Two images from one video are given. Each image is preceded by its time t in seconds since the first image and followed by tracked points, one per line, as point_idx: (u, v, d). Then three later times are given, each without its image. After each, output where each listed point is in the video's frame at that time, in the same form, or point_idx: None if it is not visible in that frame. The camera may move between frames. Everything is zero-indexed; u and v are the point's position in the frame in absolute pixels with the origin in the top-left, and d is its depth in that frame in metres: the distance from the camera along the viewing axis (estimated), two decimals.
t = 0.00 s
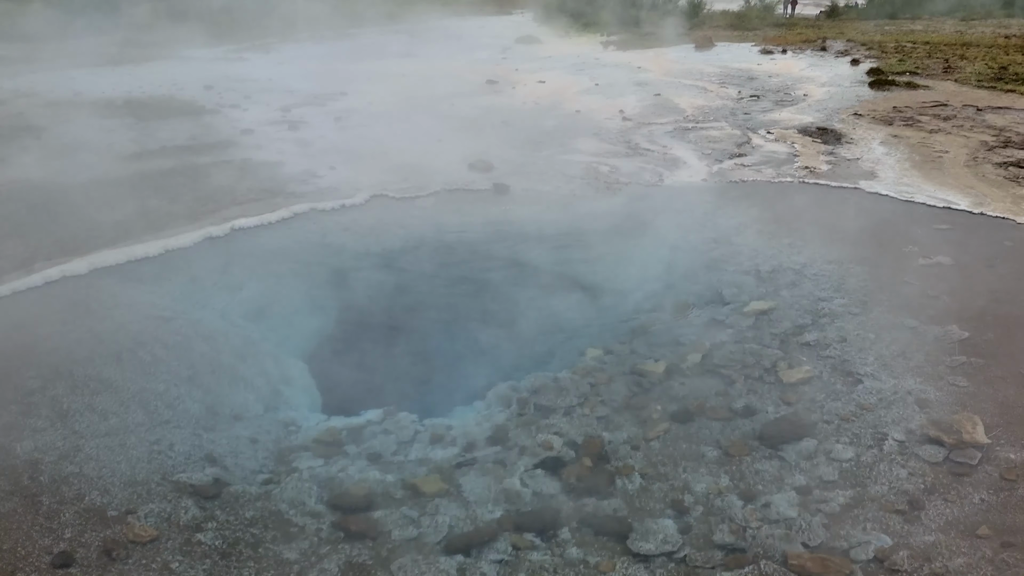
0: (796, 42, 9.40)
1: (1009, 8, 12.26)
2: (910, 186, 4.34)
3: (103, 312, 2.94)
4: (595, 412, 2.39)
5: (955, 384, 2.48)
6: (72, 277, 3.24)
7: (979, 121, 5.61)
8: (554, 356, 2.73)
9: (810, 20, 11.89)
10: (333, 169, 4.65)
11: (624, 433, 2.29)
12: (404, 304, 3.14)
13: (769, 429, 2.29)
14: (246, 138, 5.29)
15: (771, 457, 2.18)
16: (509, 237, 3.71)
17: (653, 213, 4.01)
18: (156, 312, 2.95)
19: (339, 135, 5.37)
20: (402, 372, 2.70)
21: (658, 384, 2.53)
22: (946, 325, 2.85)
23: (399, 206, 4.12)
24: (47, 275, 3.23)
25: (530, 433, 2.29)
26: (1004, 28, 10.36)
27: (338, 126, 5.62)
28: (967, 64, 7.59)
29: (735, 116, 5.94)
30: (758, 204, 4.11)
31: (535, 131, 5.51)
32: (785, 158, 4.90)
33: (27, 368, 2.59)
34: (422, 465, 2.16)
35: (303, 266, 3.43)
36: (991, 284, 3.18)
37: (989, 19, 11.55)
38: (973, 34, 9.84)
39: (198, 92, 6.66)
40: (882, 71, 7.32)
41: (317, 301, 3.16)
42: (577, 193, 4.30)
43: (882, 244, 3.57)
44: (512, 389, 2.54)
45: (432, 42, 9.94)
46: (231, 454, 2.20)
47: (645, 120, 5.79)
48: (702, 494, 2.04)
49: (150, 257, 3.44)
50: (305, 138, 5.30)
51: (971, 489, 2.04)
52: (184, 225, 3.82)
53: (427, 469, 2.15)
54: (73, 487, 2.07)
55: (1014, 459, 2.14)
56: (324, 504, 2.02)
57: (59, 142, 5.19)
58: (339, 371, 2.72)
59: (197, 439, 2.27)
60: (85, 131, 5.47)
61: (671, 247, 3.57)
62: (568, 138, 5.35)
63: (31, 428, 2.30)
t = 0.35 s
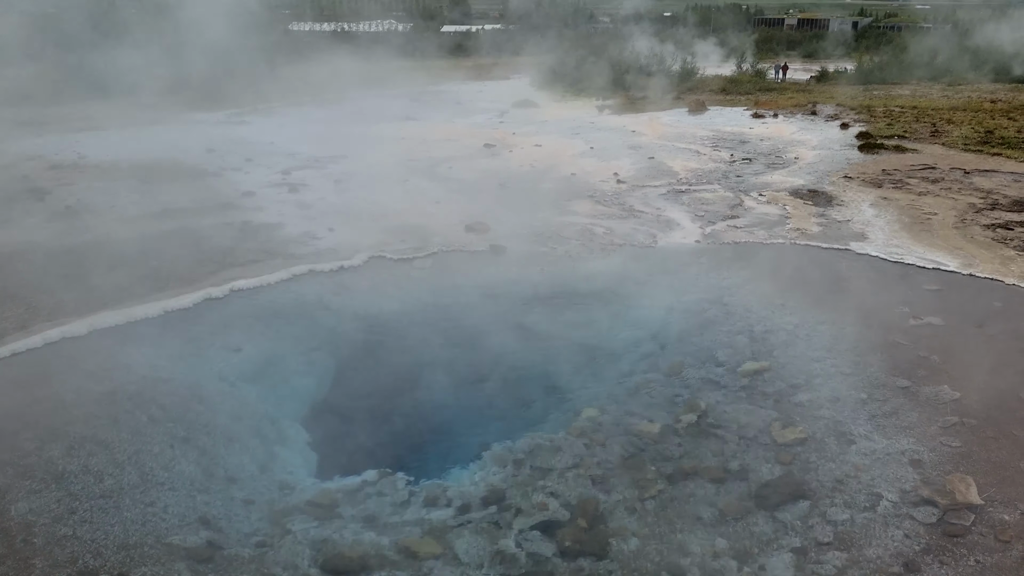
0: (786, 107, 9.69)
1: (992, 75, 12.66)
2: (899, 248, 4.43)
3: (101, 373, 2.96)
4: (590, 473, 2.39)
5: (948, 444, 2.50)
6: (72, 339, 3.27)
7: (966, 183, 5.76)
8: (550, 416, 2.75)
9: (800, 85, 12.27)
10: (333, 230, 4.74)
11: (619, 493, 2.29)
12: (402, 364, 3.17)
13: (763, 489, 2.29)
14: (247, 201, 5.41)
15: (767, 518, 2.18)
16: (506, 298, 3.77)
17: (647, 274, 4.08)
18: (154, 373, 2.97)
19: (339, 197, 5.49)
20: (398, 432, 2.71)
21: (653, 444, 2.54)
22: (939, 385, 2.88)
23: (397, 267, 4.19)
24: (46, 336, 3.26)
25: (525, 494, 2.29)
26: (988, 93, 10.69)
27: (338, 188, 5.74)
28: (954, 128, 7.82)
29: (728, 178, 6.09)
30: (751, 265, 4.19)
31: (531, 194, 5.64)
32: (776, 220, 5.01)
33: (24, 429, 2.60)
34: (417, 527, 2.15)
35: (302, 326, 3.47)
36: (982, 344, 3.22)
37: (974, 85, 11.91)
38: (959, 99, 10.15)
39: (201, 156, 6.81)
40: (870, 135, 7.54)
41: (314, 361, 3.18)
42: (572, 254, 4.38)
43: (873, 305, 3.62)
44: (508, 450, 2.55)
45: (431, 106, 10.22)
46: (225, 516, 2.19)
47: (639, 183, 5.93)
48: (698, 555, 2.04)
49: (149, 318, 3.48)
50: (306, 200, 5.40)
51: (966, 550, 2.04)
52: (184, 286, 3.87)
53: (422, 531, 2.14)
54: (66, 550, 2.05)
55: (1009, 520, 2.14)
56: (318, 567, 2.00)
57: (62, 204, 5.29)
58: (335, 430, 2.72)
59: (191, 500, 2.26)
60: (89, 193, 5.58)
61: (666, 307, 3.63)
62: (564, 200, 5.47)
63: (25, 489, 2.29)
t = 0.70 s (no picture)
0: (775, 125, 9.81)
1: (978, 94, 12.86)
2: (886, 264, 4.49)
3: (92, 390, 2.96)
4: (581, 488, 2.40)
5: (935, 458, 2.53)
6: (63, 356, 3.26)
7: (952, 200, 5.84)
8: (541, 432, 2.76)
9: (788, 104, 12.42)
10: (324, 248, 4.75)
11: (610, 508, 2.30)
12: (393, 381, 3.18)
13: (753, 503, 2.31)
14: (239, 218, 5.42)
15: (756, 532, 2.19)
16: (498, 314, 3.79)
17: (637, 290, 4.11)
18: (145, 390, 2.96)
19: (330, 214, 5.51)
20: (390, 447, 2.72)
21: (644, 459, 2.56)
22: (925, 399, 2.92)
23: (389, 284, 4.21)
24: (37, 354, 3.25)
25: (516, 509, 2.30)
26: (974, 112, 10.85)
27: (329, 206, 5.76)
28: (940, 146, 7.94)
29: (717, 196, 6.16)
30: (740, 281, 4.23)
31: (522, 211, 5.68)
32: (765, 237, 5.07)
33: (14, 447, 2.58)
34: (409, 542, 2.16)
35: (293, 343, 3.47)
36: (968, 359, 3.26)
37: (960, 104, 12.09)
38: (945, 117, 10.30)
39: (193, 173, 6.82)
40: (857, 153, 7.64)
41: (306, 377, 3.19)
42: (563, 271, 4.41)
43: (861, 320, 3.67)
44: (499, 465, 2.56)
45: (422, 124, 10.27)
46: (216, 533, 2.19)
47: (629, 200, 5.98)
48: (688, 569, 2.05)
49: (140, 335, 3.48)
50: (297, 218, 5.42)
51: (952, 562, 2.07)
52: (174, 303, 3.87)
53: (414, 546, 2.14)
54: (56, 568, 2.04)
55: (994, 532, 2.17)
56: None
57: (53, 222, 5.28)
58: (326, 447, 2.72)
59: (182, 517, 2.26)
60: (79, 211, 5.58)
61: (655, 323, 3.66)
62: (555, 217, 5.51)
63: (15, 507, 2.28)
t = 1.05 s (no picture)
0: (766, 143, 9.90)
1: (966, 112, 13.02)
2: (877, 280, 4.53)
3: (86, 408, 2.95)
4: (576, 504, 2.41)
5: (927, 472, 2.54)
6: (56, 374, 3.25)
7: (942, 217, 5.90)
8: (535, 449, 2.76)
9: (780, 121, 12.54)
10: (318, 265, 4.76)
11: (605, 524, 2.30)
12: (387, 398, 3.18)
13: (746, 519, 2.31)
14: (233, 236, 5.42)
15: (751, 547, 2.20)
16: (492, 331, 3.80)
17: (631, 307, 4.13)
18: (139, 408, 2.96)
19: (324, 232, 5.53)
20: (384, 464, 2.71)
21: (638, 475, 2.57)
22: (917, 414, 2.94)
23: (383, 301, 4.21)
24: (30, 371, 3.24)
25: (510, 526, 2.30)
26: (963, 129, 10.98)
27: (324, 224, 5.77)
28: (930, 163, 8.02)
29: (709, 213, 6.20)
30: (733, 297, 4.26)
31: (516, 229, 5.71)
32: (757, 253, 5.11)
33: (6, 465, 2.57)
34: (403, 559, 2.15)
35: (288, 361, 3.47)
36: (959, 374, 3.29)
37: (950, 121, 12.22)
38: (934, 134, 10.42)
39: (187, 192, 6.83)
40: (848, 170, 7.72)
41: (300, 395, 3.19)
42: (557, 288, 4.43)
43: (852, 336, 3.69)
44: (493, 482, 2.56)
45: (416, 142, 10.33)
46: (210, 551, 2.18)
47: (623, 217, 6.02)
48: None
49: (134, 352, 3.48)
50: (291, 236, 5.43)
51: None
52: (169, 321, 3.87)
53: (408, 563, 2.13)
54: None
55: (987, 546, 2.18)
56: None
57: (46, 240, 5.27)
58: (321, 464, 2.72)
59: (176, 535, 2.25)
60: (73, 229, 5.58)
61: (649, 340, 3.67)
62: (549, 234, 5.54)
63: (7, 526, 2.27)
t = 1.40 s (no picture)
0: (759, 141, 9.93)
1: (958, 110, 13.08)
2: (870, 277, 4.55)
3: (78, 407, 2.94)
4: (570, 501, 2.41)
5: (919, 468, 2.56)
6: (49, 373, 3.23)
7: (933, 214, 5.93)
8: (529, 446, 2.76)
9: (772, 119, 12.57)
10: (311, 264, 4.75)
11: (599, 521, 2.31)
12: (381, 396, 3.17)
13: (740, 515, 2.32)
14: (226, 234, 5.40)
15: (744, 543, 2.21)
16: (486, 328, 3.80)
17: (625, 304, 4.14)
18: (133, 406, 2.95)
19: (317, 231, 5.51)
20: (378, 461, 2.71)
21: (632, 471, 2.58)
22: (909, 410, 2.96)
23: (377, 300, 4.20)
24: (23, 370, 3.22)
25: (505, 523, 2.30)
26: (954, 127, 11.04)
27: (316, 222, 5.76)
28: (921, 161, 8.06)
29: (703, 210, 6.22)
30: (726, 294, 4.27)
31: (509, 226, 5.71)
32: (751, 251, 5.12)
33: None
34: (398, 557, 2.15)
35: (282, 359, 3.47)
36: (951, 371, 3.31)
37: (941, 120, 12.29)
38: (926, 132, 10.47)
39: (178, 190, 6.80)
40: (841, 167, 7.75)
41: (294, 393, 3.18)
42: (550, 286, 4.44)
43: (845, 333, 3.71)
44: (487, 479, 2.56)
45: (409, 140, 10.31)
46: (204, 549, 2.18)
47: (616, 215, 6.03)
48: None
49: (127, 351, 3.46)
50: (284, 234, 5.41)
51: (937, 571, 2.09)
52: (162, 319, 3.86)
53: (402, 560, 2.14)
54: None
55: (978, 541, 2.19)
56: None
57: (37, 239, 5.24)
58: (315, 462, 2.71)
59: (170, 533, 2.24)
60: (64, 228, 5.54)
61: (642, 337, 3.68)
62: (542, 232, 5.54)
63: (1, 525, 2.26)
